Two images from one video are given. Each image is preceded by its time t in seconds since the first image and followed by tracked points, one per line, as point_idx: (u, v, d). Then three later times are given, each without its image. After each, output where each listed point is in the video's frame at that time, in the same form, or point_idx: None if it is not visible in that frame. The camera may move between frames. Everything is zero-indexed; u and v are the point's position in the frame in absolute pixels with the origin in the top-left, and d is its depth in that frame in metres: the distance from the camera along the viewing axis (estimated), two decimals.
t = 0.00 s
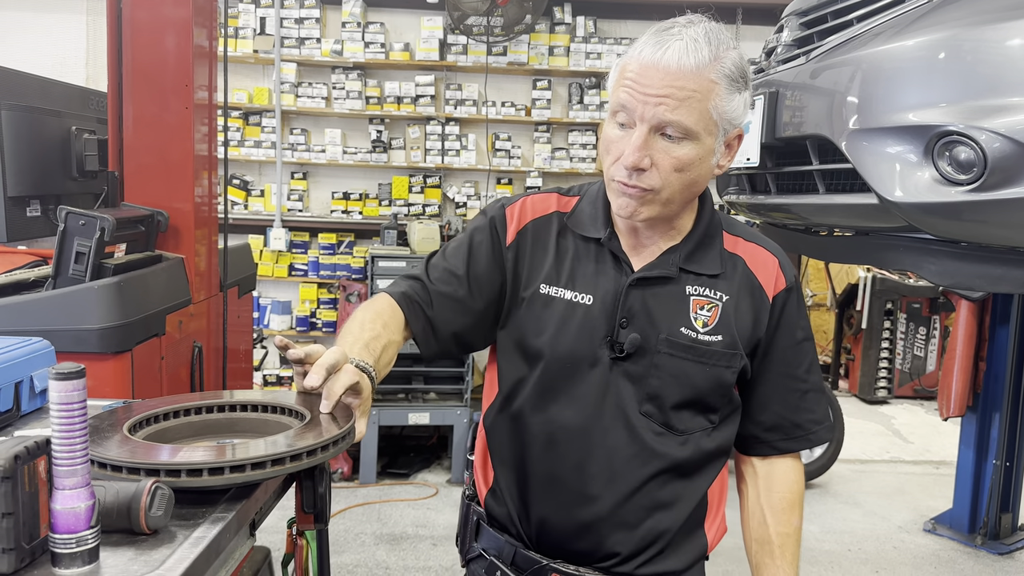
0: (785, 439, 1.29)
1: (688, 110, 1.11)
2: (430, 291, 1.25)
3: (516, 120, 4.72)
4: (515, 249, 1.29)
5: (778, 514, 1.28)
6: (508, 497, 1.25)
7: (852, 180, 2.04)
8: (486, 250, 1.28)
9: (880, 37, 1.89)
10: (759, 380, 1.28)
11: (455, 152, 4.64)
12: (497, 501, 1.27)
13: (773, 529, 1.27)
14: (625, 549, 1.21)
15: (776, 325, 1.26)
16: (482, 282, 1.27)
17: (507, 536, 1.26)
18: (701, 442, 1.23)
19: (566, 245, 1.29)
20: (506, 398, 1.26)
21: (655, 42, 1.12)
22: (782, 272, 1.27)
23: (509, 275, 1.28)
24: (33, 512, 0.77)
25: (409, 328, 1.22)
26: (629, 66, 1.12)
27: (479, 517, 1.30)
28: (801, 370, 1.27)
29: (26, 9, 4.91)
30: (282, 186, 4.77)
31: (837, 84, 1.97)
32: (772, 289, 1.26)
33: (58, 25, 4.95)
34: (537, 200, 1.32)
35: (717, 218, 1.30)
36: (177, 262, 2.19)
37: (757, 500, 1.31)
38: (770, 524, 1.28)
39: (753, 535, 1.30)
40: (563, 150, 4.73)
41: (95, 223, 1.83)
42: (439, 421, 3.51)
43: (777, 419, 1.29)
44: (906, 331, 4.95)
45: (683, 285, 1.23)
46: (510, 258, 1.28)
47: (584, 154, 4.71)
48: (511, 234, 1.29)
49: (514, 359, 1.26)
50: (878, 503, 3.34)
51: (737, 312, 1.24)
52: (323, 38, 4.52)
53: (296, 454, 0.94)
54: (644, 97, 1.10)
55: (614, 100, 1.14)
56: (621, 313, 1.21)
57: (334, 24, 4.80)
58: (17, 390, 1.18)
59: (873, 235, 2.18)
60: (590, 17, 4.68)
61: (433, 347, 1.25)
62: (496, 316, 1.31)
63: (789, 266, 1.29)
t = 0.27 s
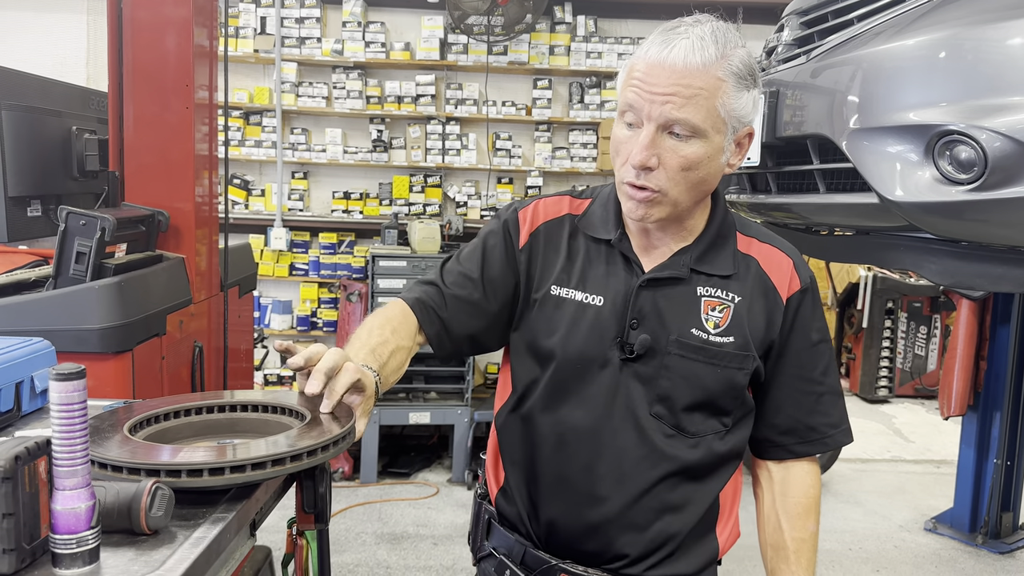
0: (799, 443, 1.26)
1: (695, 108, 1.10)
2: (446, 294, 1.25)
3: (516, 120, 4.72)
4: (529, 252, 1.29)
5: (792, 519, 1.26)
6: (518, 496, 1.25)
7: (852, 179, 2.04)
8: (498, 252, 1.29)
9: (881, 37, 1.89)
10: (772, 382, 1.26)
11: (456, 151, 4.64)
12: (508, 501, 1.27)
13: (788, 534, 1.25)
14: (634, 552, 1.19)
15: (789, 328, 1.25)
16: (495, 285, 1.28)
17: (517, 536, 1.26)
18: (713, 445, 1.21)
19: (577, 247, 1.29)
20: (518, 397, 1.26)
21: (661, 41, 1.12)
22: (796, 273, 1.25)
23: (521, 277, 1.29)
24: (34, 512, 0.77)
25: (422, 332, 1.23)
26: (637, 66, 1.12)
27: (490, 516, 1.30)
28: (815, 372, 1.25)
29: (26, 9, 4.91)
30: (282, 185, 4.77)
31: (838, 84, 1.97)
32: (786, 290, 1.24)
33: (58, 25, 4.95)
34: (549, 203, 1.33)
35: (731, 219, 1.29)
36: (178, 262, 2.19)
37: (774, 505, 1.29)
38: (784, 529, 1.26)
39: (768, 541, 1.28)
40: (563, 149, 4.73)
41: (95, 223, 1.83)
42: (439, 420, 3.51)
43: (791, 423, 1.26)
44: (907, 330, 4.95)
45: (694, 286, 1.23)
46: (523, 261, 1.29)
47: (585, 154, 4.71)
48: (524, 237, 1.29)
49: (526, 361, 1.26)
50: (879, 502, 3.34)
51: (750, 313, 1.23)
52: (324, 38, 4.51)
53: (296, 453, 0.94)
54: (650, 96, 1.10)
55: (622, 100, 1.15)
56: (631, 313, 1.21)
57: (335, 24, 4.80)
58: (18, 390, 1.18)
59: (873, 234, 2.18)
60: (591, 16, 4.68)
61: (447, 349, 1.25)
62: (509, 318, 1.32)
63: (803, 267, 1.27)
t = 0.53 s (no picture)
0: (813, 442, 1.25)
1: (708, 104, 1.10)
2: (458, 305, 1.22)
3: (516, 119, 4.72)
4: (537, 253, 1.25)
5: (809, 517, 1.25)
6: (531, 497, 1.25)
7: (853, 178, 2.04)
8: (505, 255, 1.25)
9: (881, 35, 1.88)
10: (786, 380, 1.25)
11: (456, 150, 4.64)
12: (521, 503, 1.26)
13: (805, 533, 1.25)
14: (650, 552, 1.19)
15: (804, 327, 1.23)
16: (505, 289, 1.24)
17: (531, 538, 1.26)
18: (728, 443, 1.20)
19: (586, 245, 1.26)
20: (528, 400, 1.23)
21: (672, 37, 1.11)
22: (809, 270, 1.23)
23: (531, 278, 1.25)
24: (33, 512, 0.77)
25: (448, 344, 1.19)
26: (648, 63, 1.12)
27: (503, 518, 1.30)
28: (830, 370, 1.23)
29: (26, 8, 4.91)
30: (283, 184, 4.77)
31: (838, 82, 1.97)
32: (799, 288, 1.22)
33: (59, 25, 4.95)
34: (555, 204, 1.29)
35: (742, 217, 1.27)
36: (179, 261, 2.19)
37: (789, 503, 1.28)
38: (801, 528, 1.26)
39: (784, 539, 1.28)
40: (563, 148, 4.73)
41: (95, 223, 1.83)
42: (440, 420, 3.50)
43: (806, 420, 1.25)
44: (908, 329, 4.96)
45: (707, 284, 1.21)
46: (533, 263, 1.25)
47: (585, 153, 4.70)
48: (532, 239, 1.26)
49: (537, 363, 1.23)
50: (879, 501, 3.34)
51: (763, 311, 1.21)
52: (324, 37, 4.51)
53: (297, 453, 0.94)
54: (662, 93, 1.10)
55: (633, 97, 1.14)
56: (644, 313, 1.19)
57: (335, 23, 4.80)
58: (18, 389, 1.18)
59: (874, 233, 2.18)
60: (591, 15, 4.68)
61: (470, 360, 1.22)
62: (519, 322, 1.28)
63: (816, 264, 1.24)
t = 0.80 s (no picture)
0: (823, 435, 1.24)
1: (700, 97, 1.09)
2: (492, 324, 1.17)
3: (516, 117, 4.71)
4: (548, 257, 1.24)
5: (814, 513, 1.25)
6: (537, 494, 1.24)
7: (853, 176, 2.05)
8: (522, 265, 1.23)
9: (881, 32, 1.88)
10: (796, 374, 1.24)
11: (456, 149, 4.63)
12: (527, 499, 1.25)
13: (810, 528, 1.25)
14: (656, 547, 1.19)
15: (811, 321, 1.22)
16: (529, 302, 1.21)
17: (537, 533, 1.25)
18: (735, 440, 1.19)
19: (593, 244, 1.25)
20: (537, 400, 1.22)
21: (662, 33, 1.11)
22: (817, 263, 1.22)
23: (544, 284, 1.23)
24: (29, 510, 0.77)
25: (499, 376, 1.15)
26: (639, 60, 1.12)
27: (510, 513, 1.30)
28: (839, 363, 1.22)
29: (25, 7, 4.91)
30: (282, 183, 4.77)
31: (838, 80, 1.96)
32: (807, 281, 1.21)
33: (58, 23, 4.95)
34: (561, 208, 1.28)
35: (746, 211, 1.26)
36: (178, 260, 2.19)
37: (796, 497, 1.28)
38: (807, 523, 1.25)
39: (790, 533, 1.28)
40: (563, 147, 4.73)
41: (94, 221, 1.83)
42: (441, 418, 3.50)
43: (815, 415, 1.24)
44: (908, 327, 4.96)
45: (713, 279, 1.20)
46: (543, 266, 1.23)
47: (585, 151, 4.70)
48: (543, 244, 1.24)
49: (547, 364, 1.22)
50: (880, 499, 3.33)
51: (771, 305, 1.20)
52: (324, 36, 4.51)
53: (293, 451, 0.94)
54: (654, 89, 1.09)
55: (626, 95, 1.14)
56: (651, 309, 1.18)
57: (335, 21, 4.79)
58: (15, 387, 1.18)
59: (874, 230, 2.18)
60: (591, 14, 4.68)
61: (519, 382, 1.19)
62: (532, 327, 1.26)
63: (823, 257, 1.23)
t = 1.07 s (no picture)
0: (832, 430, 1.23)
1: (703, 90, 1.09)
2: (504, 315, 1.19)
3: (516, 115, 4.71)
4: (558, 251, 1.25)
5: (825, 508, 1.23)
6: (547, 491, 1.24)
7: (853, 173, 2.04)
8: (534, 259, 1.24)
9: (881, 29, 1.88)
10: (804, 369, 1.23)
11: (456, 147, 4.63)
12: (536, 496, 1.25)
13: (821, 524, 1.23)
14: (667, 544, 1.19)
15: (819, 316, 1.21)
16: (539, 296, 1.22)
17: (547, 530, 1.25)
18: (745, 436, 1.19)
19: (601, 240, 1.25)
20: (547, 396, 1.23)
21: (662, 28, 1.10)
22: (823, 258, 1.21)
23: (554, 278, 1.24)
24: (27, 507, 0.77)
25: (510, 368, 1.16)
26: (641, 56, 1.11)
27: (519, 510, 1.30)
28: (846, 358, 1.21)
29: (25, 6, 4.91)
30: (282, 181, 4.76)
31: (839, 77, 1.96)
32: (813, 276, 1.20)
33: (58, 21, 4.95)
34: (569, 203, 1.28)
35: (752, 207, 1.26)
36: (177, 258, 2.19)
37: (808, 493, 1.26)
38: (818, 518, 1.23)
39: (802, 530, 1.26)
40: (564, 145, 4.72)
41: (93, 219, 1.83)
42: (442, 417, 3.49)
43: (823, 410, 1.23)
44: (909, 325, 4.96)
45: (719, 275, 1.19)
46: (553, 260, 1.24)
47: (585, 150, 4.70)
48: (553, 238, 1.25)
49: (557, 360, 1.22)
50: (880, 497, 3.33)
51: (778, 301, 1.19)
52: (323, 34, 4.51)
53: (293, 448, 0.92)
54: (657, 83, 1.09)
55: (629, 90, 1.14)
56: (658, 305, 1.18)
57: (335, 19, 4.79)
58: (15, 385, 1.18)
59: (875, 228, 2.18)
60: (591, 12, 4.67)
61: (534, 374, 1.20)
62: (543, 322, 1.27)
63: (829, 251, 1.23)
